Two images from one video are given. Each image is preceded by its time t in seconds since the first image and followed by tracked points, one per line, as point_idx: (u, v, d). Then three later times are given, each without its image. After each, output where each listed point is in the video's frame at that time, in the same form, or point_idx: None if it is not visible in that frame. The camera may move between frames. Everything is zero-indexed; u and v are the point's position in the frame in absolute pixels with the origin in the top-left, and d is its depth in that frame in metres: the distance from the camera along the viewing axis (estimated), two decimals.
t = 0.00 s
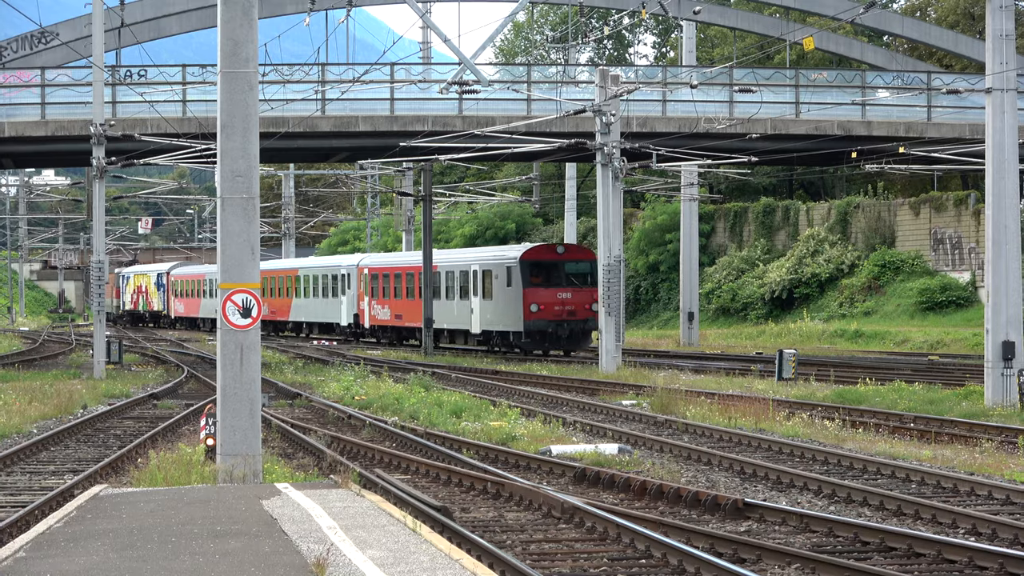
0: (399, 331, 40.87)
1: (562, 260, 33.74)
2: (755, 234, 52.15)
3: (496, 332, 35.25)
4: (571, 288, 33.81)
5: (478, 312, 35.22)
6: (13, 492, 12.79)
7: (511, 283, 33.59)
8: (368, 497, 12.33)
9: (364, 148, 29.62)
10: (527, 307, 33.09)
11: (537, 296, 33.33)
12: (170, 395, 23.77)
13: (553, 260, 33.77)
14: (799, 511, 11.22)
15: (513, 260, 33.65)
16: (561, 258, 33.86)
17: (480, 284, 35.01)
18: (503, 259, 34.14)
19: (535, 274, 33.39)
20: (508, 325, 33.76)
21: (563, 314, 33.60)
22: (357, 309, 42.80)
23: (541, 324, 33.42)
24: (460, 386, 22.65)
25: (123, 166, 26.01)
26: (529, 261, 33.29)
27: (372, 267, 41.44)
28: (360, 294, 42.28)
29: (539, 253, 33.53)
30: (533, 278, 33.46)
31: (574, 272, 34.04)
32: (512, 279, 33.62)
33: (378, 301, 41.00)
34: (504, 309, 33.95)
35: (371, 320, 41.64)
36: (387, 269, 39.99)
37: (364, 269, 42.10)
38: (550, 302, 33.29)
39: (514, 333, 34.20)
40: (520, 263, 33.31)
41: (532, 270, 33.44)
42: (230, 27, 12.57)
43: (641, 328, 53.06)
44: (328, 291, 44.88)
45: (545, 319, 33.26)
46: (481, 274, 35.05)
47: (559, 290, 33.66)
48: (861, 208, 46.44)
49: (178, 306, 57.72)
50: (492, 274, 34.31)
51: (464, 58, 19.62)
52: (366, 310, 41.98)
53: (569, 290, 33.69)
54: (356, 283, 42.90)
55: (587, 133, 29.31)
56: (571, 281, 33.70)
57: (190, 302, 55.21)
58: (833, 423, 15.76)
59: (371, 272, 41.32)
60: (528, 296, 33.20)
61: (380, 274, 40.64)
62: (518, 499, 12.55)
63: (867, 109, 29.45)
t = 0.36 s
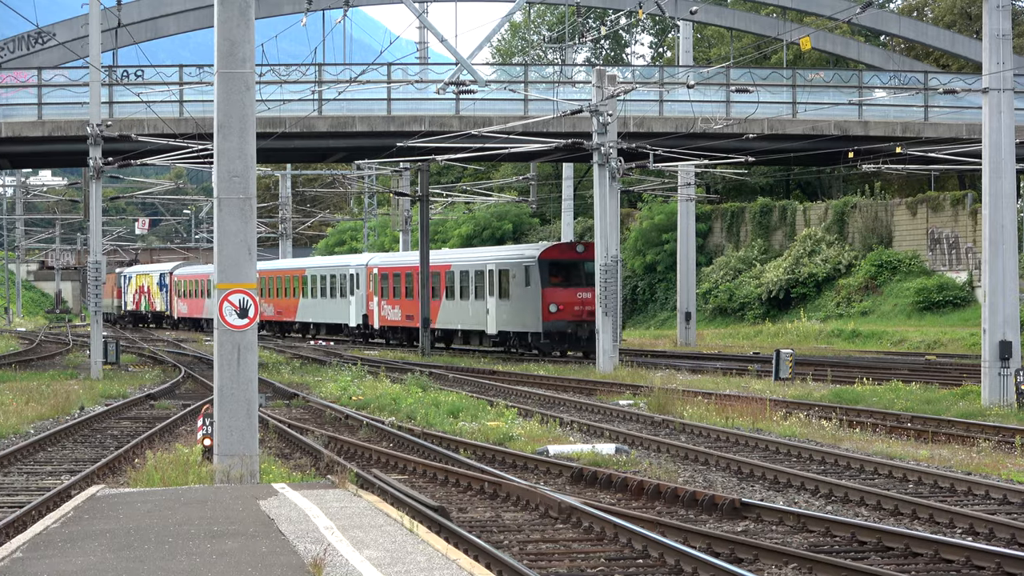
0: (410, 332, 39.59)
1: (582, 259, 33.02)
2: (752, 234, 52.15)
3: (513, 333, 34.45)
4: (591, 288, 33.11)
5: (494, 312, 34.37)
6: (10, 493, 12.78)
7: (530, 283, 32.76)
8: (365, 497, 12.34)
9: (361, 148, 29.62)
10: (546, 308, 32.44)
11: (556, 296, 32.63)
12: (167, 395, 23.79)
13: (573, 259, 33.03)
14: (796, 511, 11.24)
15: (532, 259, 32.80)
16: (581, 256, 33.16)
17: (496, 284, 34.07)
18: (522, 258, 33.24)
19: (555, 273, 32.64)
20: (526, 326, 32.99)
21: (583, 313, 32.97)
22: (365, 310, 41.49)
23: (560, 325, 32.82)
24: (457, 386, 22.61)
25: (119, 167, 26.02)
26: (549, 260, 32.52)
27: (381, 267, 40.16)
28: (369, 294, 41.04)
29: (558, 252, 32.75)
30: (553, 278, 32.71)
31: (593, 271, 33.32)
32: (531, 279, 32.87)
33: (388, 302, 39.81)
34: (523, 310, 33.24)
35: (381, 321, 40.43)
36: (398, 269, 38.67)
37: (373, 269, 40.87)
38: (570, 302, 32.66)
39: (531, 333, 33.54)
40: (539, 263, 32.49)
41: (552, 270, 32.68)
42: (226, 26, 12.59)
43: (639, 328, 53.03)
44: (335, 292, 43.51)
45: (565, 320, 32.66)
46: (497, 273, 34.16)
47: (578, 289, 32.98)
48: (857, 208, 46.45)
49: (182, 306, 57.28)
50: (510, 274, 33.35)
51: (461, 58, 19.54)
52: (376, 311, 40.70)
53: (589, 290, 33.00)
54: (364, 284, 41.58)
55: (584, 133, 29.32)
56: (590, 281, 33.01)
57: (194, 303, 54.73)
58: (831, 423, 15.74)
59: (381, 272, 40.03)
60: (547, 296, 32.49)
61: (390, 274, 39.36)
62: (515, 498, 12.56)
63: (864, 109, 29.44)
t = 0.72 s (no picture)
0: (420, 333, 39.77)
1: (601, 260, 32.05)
2: (745, 235, 52.17)
3: (529, 335, 34.05)
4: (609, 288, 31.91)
5: (509, 314, 33.90)
6: (3, 494, 12.78)
7: (546, 284, 32.18)
8: (358, 499, 12.36)
9: (354, 149, 29.63)
10: (562, 310, 31.80)
11: (574, 297, 31.95)
12: (160, 396, 23.79)
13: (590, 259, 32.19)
14: (789, 513, 11.25)
15: (549, 259, 32.15)
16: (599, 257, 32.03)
17: (511, 284, 33.66)
18: (538, 258, 32.64)
19: (572, 274, 31.95)
20: (544, 328, 32.48)
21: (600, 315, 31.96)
22: (371, 312, 40.93)
23: (578, 327, 32.08)
24: (450, 388, 22.58)
25: (113, 168, 26.03)
26: (565, 261, 31.81)
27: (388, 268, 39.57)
28: (376, 295, 40.45)
29: (576, 252, 32.03)
30: (571, 279, 32.07)
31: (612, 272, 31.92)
32: (547, 280, 32.27)
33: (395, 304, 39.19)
34: (540, 311, 32.64)
35: (388, 323, 39.84)
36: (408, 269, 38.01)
37: (379, 269, 40.28)
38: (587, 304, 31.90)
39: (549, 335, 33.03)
40: (555, 263, 31.85)
41: (569, 271, 31.99)
42: (219, 28, 12.61)
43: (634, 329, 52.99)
44: (341, 293, 42.95)
45: (582, 322, 31.91)
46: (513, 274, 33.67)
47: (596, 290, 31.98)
48: (851, 210, 46.53)
49: (182, 307, 57.01)
50: (526, 274, 32.89)
51: (455, 60, 19.44)
52: (382, 313, 40.12)
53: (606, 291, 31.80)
54: (371, 284, 41.00)
55: (577, 134, 29.32)
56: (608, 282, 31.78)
57: (195, 303, 54.36)
58: (824, 425, 15.74)
59: (387, 273, 39.33)
60: (564, 298, 31.86)
61: (397, 275, 38.66)
62: (508, 500, 12.57)
63: (858, 110, 29.43)
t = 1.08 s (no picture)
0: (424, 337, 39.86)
1: (617, 260, 31.58)
2: (735, 236, 52.20)
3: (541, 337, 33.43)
4: (625, 289, 31.47)
5: (521, 315, 33.32)
6: None
7: (561, 285, 31.44)
8: (347, 500, 12.38)
9: (345, 151, 29.81)
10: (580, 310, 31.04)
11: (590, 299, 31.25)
12: (150, 398, 23.75)
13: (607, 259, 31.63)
14: (778, 514, 11.27)
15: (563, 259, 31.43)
16: (616, 258, 31.62)
17: (523, 285, 33.11)
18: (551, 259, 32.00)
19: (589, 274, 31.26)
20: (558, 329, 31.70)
21: (618, 317, 31.39)
22: (374, 314, 40.28)
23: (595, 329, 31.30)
24: (440, 390, 22.56)
25: (102, 170, 25.99)
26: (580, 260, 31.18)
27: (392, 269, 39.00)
28: (378, 297, 39.81)
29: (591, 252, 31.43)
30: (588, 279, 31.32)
31: (629, 272, 31.72)
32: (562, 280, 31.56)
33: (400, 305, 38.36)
34: (555, 312, 31.91)
35: (392, 326, 39.12)
36: (424, 270, 37.85)
37: (383, 271, 39.68)
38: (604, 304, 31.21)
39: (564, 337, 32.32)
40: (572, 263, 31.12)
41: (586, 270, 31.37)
42: (209, 29, 12.61)
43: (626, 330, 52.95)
44: (343, 294, 42.23)
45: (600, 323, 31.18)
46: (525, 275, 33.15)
47: (613, 292, 31.41)
48: (840, 211, 46.58)
49: (178, 310, 56.96)
50: (539, 275, 32.26)
51: (444, 61, 19.43)
52: (386, 315, 39.38)
53: (624, 291, 31.40)
54: (373, 286, 40.40)
55: (567, 136, 29.31)
56: (625, 282, 31.44)
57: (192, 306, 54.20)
58: (814, 426, 15.73)
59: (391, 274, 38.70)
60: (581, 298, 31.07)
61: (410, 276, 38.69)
62: (498, 501, 12.57)
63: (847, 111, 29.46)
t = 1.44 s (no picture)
0: (427, 339, 38.86)
1: (635, 260, 30.83)
2: (723, 237, 52.14)
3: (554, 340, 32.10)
4: (643, 290, 30.75)
5: (533, 317, 32.11)
6: None
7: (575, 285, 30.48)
8: (335, 501, 12.40)
9: (332, 152, 29.83)
10: (596, 312, 30.23)
11: (607, 299, 30.45)
12: (137, 399, 23.71)
13: (625, 260, 30.90)
14: (766, 514, 11.29)
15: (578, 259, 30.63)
16: (633, 258, 30.89)
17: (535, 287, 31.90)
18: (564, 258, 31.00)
19: (605, 275, 30.56)
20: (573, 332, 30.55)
21: (635, 318, 30.61)
22: (375, 315, 38.95)
23: (612, 331, 30.32)
24: (428, 390, 22.57)
25: (90, 170, 25.99)
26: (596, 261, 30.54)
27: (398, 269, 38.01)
28: (379, 298, 38.56)
29: (607, 252, 30.77)
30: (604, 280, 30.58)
31: (647, 273, 31.01)
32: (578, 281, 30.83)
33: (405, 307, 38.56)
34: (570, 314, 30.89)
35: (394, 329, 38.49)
36: (432, 270, 36.79)
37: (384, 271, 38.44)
38: (621, 306, 30.43)
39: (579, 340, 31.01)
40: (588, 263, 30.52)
41: (602, 270, 30.59)
42: (197, 30, 12.63)
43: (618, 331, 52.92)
44: (343, 295, 40.97)
45: (617, 324, 30.28)
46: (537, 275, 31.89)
47: (630, 293, 30.69)
48: (828, 212, 46.64)
49: (172, 311, 56.85)
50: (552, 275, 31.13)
51: (432, 62, 19.41)
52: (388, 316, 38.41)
53: (642, 291, 30.65)
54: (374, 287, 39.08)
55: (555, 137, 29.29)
56: (643, 283, 30.70)
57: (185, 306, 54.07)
58: (801, 427, 15.76)
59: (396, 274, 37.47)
60: (597, 298, 30.31)
61: (416, 277, 37.84)
62: (485, 502, 12.59)
63: (835, 113, 29.52)
